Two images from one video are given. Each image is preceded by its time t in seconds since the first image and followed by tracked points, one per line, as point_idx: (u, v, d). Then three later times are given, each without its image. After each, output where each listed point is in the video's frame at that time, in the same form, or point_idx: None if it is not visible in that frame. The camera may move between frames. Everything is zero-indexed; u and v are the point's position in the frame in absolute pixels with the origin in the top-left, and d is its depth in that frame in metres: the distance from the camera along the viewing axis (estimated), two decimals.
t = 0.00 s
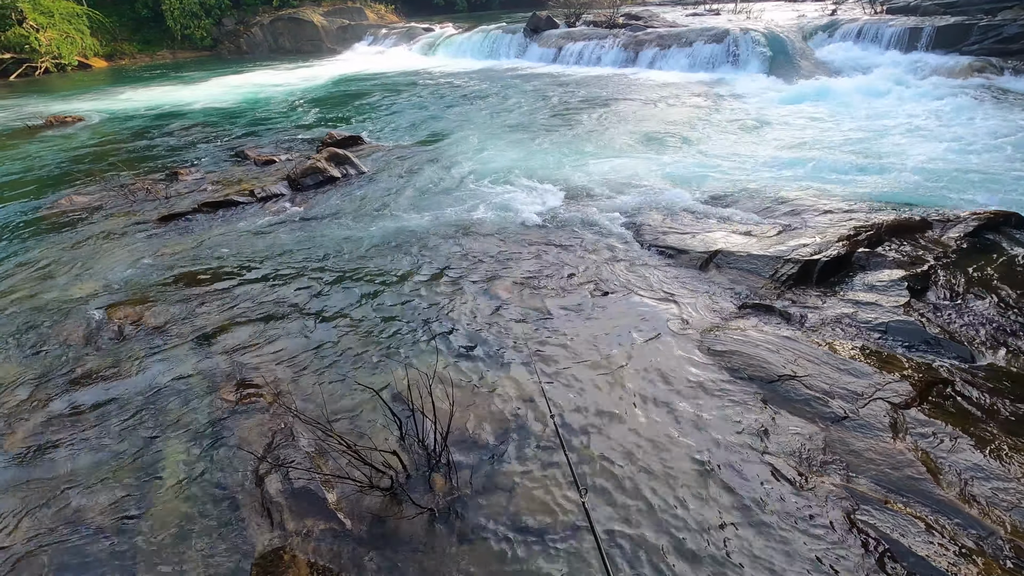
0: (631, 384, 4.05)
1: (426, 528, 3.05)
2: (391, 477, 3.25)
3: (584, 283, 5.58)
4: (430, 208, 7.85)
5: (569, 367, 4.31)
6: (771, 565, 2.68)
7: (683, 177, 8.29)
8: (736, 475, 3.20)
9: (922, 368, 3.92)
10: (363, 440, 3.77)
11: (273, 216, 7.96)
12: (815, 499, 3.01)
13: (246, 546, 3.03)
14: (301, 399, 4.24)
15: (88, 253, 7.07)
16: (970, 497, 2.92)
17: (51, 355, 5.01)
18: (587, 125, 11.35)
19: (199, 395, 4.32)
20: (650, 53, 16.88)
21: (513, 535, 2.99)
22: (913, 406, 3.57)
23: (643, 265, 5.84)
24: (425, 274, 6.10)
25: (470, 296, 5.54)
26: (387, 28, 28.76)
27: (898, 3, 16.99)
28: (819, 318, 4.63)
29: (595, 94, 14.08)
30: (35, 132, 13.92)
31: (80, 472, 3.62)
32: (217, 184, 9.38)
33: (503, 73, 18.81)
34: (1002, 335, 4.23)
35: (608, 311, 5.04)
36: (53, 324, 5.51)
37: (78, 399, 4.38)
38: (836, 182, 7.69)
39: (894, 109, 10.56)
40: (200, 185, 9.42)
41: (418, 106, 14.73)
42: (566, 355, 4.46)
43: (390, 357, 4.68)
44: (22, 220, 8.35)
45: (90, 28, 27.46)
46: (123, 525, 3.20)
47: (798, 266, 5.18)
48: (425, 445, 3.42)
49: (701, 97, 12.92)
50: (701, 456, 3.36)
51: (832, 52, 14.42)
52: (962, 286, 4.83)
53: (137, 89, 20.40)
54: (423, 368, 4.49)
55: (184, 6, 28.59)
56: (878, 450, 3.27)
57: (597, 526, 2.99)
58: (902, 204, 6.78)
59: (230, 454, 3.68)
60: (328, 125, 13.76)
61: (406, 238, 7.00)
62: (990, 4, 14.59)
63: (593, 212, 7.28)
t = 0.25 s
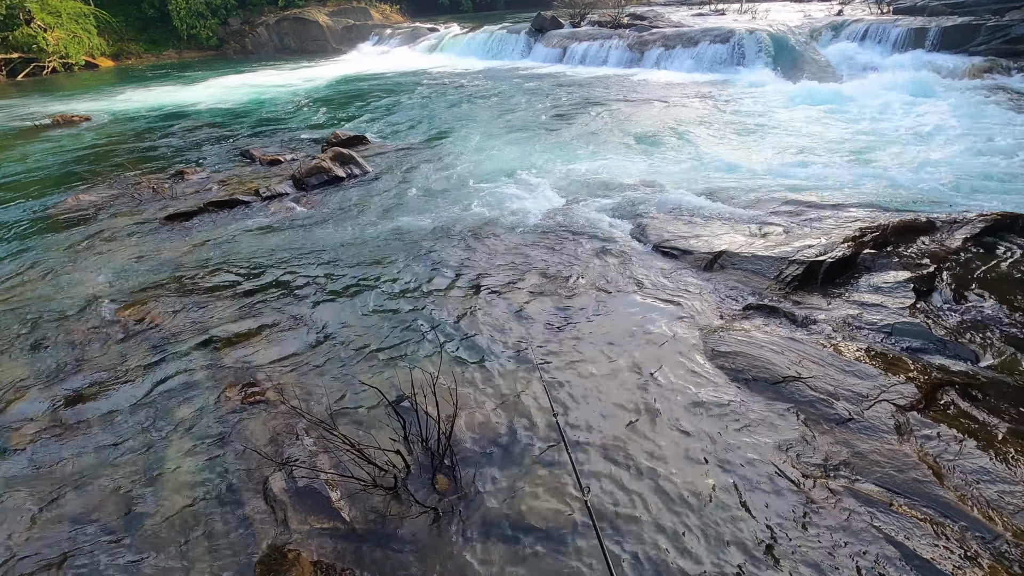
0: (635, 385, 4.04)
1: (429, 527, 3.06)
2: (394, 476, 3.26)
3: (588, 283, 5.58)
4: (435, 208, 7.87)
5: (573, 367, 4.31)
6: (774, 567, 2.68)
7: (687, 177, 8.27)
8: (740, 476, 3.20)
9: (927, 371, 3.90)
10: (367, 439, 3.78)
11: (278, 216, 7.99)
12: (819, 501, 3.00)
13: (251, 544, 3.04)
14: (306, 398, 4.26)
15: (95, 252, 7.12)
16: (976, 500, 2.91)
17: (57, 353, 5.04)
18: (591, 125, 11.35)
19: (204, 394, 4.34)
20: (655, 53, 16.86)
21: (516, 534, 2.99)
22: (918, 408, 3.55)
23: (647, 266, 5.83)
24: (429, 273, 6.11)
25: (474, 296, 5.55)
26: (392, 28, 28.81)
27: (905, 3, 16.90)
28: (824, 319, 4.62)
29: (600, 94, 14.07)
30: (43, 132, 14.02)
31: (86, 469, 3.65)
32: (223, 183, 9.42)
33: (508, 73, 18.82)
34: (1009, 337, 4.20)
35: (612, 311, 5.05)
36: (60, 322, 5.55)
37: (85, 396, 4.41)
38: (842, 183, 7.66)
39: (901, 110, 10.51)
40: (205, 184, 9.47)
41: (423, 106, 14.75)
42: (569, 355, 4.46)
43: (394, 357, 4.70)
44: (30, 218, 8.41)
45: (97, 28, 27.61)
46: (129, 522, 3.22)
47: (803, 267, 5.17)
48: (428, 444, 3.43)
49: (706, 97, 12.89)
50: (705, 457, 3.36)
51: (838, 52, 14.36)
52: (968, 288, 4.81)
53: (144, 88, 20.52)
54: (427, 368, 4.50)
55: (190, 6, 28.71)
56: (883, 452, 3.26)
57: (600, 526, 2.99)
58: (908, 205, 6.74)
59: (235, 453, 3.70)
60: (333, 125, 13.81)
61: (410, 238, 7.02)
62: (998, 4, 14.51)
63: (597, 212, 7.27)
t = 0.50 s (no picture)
0: (638, 385, 4.04)
1: (432, 526, 3.06)
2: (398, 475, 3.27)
3: (592, 284, 5.58)
4: (439, 208, 7.88)
5: (577, 367, 4.31)
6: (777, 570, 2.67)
7: (692, 178, 8.26)
8: (743, 478, 3.19)
9: (933, 373, 3.88)
10: (371, 438, 3.79)
11: (283, 215, 8.03)
12: (824, 503, 2.99)
13: (255, 542, 3.06)
14: (310, 396, 4.27)
15: (102, 250, 7.17)
16: (982, 504, 2.89)
17: (64, 351, 5.08)
18: (596, 125, 11.34)
19: (209, 392, 4.36)
20: (660, 53, 16.83)
21: (519, 535, 2.99)
22: (924, 410, 3.53)
23: (651, 267, 5.81)
24: (433, 272, 6.13)
25: (479, 296, 5.55)
26: (397, 28, 28.88)
27: (912, 3, 16.82)
28: (829, 321, 4.60)
29: (604, 94, 14.06)
30: (51, 131, 14.14)
31: (92, 466, 3.68)
32: (228, 182, 9.48)
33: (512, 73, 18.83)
34: (1016, 340, 4.18)
35: (616, 312, 5.04)
36: (67, 319, 5.60)
37: (91, 394, 4.45)
38: (848, 184, 7.63)
39: (907, 111, 10.45)
40: (212, 183, 9.53)
41: (428, 106, 14.79)
42: (574, 356, 4.45)
43: (398, 356, 4.71)
44: (38, 217, 8.48)
45: (104, 27, 27.81)
46: (134, 519, 3.24)
47: (808, 268, 5.15)
48: (432, 444, 3.44)
49: (711, 98, 12.86)
50: (708, 458, 3.35)
51: (845, 52, 14.30)
52: (975, 291, 4.78)
53: (151, 88, 20.65)
54: (431, 368, 4.50)
55: (196, 6, 28.86)
56: (889, 455, 3.24)
57: (603, 528, 2.99)
58: (914, 207, 6.71)
59: (240, 451, 3.72)
60: (339, 124, 13.86)
61: (415, 237, 7.03)
62: (1007, 4, 14.41)
63: (602, 213, 7.27)
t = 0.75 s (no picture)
0: (642, 386, 4.04)
1: (436, 526, 3.07)
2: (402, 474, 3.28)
3: (596, 284, 5.58)
4: (444, 208, 7.89)
5: (580, 368, 4.31)
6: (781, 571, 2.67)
7: (697, 178, 8.25)
8: (747, 479, 3.18)
9: (939, 375, 3.86)
10: (375, 437, 3.80)
11: (288, 214, 8.06)
12: (828, 505, 2.98)
13: (259, 540, 3.07)
14: (315, 395, 4.29)
15: (108, 248, 7.22)
16: (988, 507, 2.87)
17: (70, 348, 5.11)
18: (600, 125, 11.33)
19: (215, 390, 4.39)
20: (665, 53, 16.81)
21: (522, 534, 3.00)
22: (930, 413, 3.52)
23: (656, 267, 5.80)
24: (437, 272, 6.14)
25: (483, 296, 5.56)
26: (402, 28, 28.94)
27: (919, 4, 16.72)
28: (834, 322, 4.59)
29: (609, 94, 14.06)
30: (59, 130, 14.25)
31: (98, 463, 3.70)
32: (234, 182, 9.53)
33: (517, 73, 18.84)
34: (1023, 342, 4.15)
35: (620, 312, 5.04)
36: (74, 317, 5.65)
37: (98, 391, 4.48)
38: (854, 185, 7.59)
39: (914, 111, 10.39)
40: (217, 182, 9.58)
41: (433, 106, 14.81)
42: (578, 356, 4.45)
43: (402, 356, 4.72)
44: (45, 215, 8.55)
45: (111, 27, 27.98)
46: (140, 516, 3.27)
47: (813, 269, 5.13)
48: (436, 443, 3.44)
49: (716, 98, 12.83)
50: (712, 459, 3.35)
51: (851, 52, 14.23)
52: (982, 292, 4.74)
53: (157, 87, 20.78)
54: (434, 367, 4.51)
55: (203, 6, 28.99)
56: (894, 457, 3.23)
57: (607, 528, 2.99)
58: (920, 208, 6.68)
59: (244, 449, 3.74)
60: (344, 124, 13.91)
61: (419, 237, 7.05)
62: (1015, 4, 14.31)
63: (606, 213, 7.27)
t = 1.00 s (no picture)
0: (647, 386, 4.04)
1: (441, 524, 3.08)
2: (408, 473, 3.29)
3: (602, 284, 5.58)
4: (449, 207, 7.90)
5: (585, 368, 4.31)
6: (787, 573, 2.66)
7: (702, 178, 8.22)
8: (753, 481, 3.18)
9: (947, 377, 3.84)
10: (381, 436, 3.82)
11: (294, 213, 8.09)
12: (835, 508, 2.97)
13: (266, 537, 3.09)
14: (321, 394, 4.31)
15: (116, 247, 7.28)
16: (997, 510, 2.85)
17: (78, 346, 5.15)
18: (606, 125, 11.31)
19: (222, 388, 4.41)
20: (670, 53, 16.77)
21: (528, 534, 3.00)
22: (938, 415, 3.50)
23: (662, 268, 5.79)
24: (442, 272, 6.16)
25: (488, 296, 5.57)
26: (407, 28, 28.99)
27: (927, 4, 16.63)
28: (841, 324, 4.57)
29: (614, 95, 14.04)
30: (67, 129, 14.36)
31: (107, 460, 3.73)
32: (240, 181, 9.57)
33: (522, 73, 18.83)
34: None
35: (626, 313, 5.04)
36: (82, 314, 5.69)
37: (106, 388, 4.51)
38: (860, 186, 7.56)
39: (922, 112, 10.32)
40: (224, 181, 9.62)
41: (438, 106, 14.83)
42: (582, 356, 4.46)
43: (408, 355, 4.73)
44: (53, 214, 8.61)
45: (118, 26, 28.15)
46: (148, 512, 3.29)
47: (820, 270, 5.11)
48: (441, 442, 3.45)
49: (722, 99, 12.80)
50: (718, 460, 3.35)
51: (858, 53, 14.16)
52: (991, 294, 4.71)
53: (164, 87, 20.91)
54: (440, 366, 4.52)
55: (209, 6, 29.11)
56: (901, 459, 3.21)
57: (612, 529, 2.99)
58: (928, 209, 6.64)
59: (251, 447, 3.76)
60: (349, 124, 13.95)
61: (424, 236, 7.06)
62: None
63: (611, 213, 7.26)
